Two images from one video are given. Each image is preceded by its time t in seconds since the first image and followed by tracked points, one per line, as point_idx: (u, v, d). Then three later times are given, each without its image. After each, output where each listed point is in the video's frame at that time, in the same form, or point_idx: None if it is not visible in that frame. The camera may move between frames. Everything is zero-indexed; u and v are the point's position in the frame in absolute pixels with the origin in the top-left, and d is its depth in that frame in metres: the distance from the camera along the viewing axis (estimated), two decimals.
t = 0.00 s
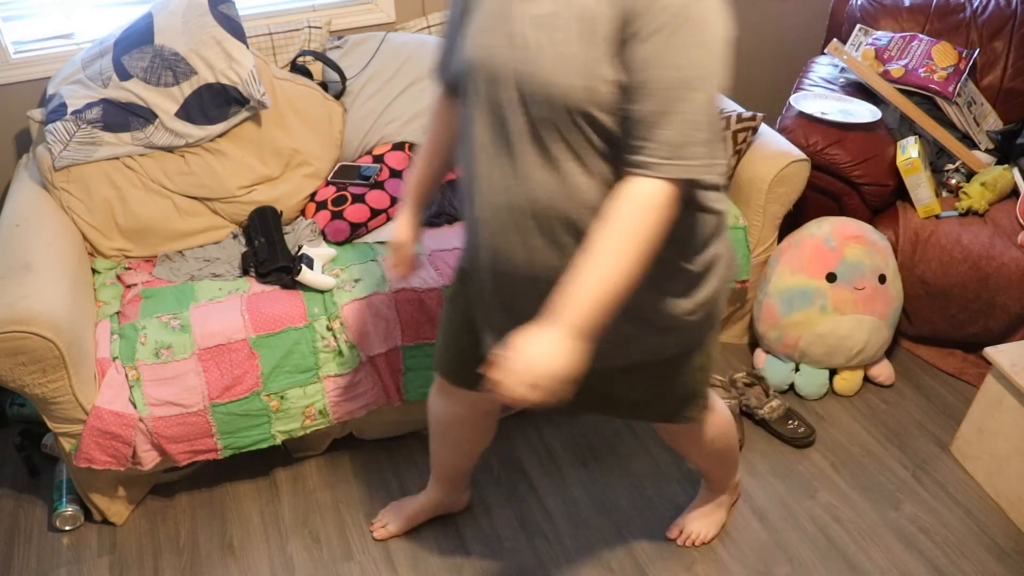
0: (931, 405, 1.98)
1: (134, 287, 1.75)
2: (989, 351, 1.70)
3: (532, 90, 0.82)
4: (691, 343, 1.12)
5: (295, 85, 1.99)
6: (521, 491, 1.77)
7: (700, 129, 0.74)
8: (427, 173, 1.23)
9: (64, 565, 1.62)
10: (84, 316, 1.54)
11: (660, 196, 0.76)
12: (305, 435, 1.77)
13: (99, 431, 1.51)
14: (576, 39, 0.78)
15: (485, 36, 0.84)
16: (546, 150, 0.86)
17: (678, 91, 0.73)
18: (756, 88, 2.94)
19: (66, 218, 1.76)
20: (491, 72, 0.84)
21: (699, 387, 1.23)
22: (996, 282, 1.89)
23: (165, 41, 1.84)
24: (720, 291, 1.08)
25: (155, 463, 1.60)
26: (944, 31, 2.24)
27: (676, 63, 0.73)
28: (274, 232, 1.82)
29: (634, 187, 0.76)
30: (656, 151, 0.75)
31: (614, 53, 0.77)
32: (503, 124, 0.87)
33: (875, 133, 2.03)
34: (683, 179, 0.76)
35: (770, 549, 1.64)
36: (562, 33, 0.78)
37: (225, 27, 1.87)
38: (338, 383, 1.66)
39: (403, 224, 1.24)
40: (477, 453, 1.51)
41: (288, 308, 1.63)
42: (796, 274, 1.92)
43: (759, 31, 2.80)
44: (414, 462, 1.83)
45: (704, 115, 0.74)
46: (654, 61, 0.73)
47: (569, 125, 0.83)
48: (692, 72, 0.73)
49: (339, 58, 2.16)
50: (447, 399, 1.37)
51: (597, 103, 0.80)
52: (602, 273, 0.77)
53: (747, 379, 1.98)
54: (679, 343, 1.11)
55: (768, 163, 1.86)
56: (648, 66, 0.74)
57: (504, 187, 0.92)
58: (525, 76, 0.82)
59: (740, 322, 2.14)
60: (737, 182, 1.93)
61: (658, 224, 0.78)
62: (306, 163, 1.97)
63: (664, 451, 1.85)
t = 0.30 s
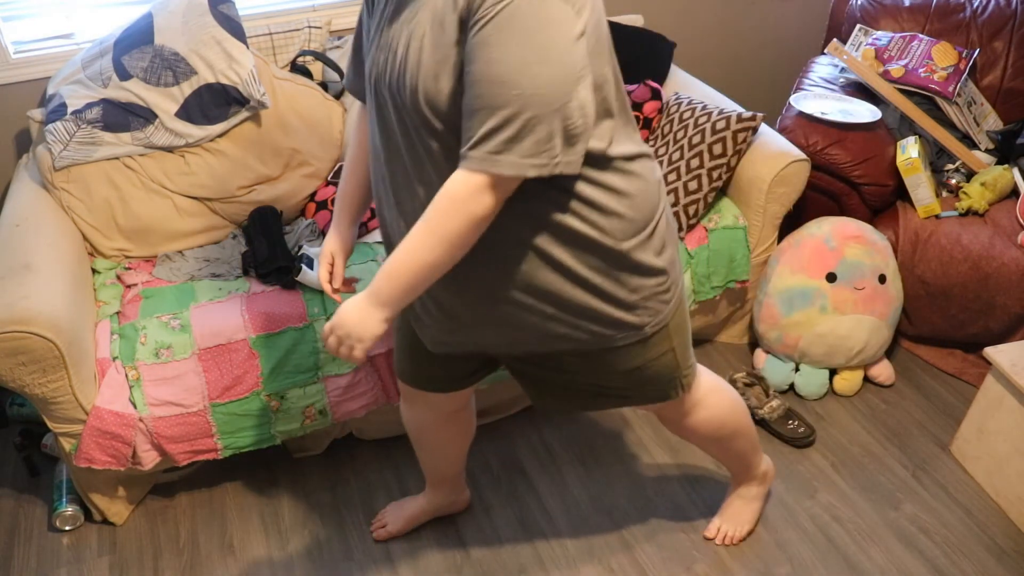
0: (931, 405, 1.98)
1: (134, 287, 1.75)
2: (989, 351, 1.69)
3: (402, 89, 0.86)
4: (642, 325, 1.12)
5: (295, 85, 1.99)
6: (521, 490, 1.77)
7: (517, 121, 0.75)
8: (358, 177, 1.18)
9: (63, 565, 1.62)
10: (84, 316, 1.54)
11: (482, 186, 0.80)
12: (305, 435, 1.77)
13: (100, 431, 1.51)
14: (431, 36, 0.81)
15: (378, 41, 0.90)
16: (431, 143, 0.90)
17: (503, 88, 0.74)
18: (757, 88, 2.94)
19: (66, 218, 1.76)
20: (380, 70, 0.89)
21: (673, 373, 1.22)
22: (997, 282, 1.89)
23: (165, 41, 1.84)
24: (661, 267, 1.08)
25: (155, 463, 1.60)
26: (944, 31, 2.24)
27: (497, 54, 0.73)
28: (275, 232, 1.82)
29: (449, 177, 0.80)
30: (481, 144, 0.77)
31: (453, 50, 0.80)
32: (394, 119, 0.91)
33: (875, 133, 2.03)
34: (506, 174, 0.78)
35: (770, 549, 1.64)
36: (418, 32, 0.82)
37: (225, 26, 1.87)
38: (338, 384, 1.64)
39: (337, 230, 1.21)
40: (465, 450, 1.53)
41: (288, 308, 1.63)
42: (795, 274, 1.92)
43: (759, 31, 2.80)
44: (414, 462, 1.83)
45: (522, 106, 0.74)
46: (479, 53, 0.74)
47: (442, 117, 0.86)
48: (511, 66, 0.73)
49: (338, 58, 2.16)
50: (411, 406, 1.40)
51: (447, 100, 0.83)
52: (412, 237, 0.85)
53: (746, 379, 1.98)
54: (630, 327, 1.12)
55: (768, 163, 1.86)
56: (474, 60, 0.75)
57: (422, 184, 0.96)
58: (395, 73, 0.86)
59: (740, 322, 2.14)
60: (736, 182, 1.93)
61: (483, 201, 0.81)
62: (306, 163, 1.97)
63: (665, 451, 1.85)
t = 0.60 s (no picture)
0: (931, 405, 1.98)
1: (133, 287, 1.75)
2: (989, 352, 1.69)
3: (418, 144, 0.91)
4: (639, 364, 1.17)
5: (295, 85, 1.99)
6: (521, 490, 1.77)
7: (512, 185, 0.80)
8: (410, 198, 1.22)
9: (63, 565, 1.62)
10: (84, 316, 1.54)
11: (485, 241, 0.86)
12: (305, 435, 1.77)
13: (100, 431, 1.51)
14: (438, 98, 0.86)
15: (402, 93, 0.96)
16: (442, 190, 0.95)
17: (499, 156, 0.79)
18: (757, 88, 2.94)
19: (66, 218, 1.76)
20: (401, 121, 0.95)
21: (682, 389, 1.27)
22: (996, 282, 1.89)
23: (165, 41, 1.84)
24: (659, 315, 1.12)
25: (155, 463, 1.60)
26: (944, 31, 2.24)
27: (493, 123, 0.78)
28: (274, 232, 1.82)
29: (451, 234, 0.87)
30: (480, 203, 0.82)
31: (457, 111, 0.85)
32: (413, 167, 0.97)
33: (875, 133, 2.03)
34: (504, 232, 0.83)
35: (770, 550, 1.64)
36: (429, 93, 0.87)
37: (225, 27, 1.87)
38: (338, 384, 1.63)
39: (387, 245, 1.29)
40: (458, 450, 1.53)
41: (288, 308, 1.64)
42: (796, 275, 1.92)
43: (759, 31, 2.80)
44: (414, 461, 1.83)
45: (517, 171, 0.79)
46: (477, 121, 0.79)
47: (452, 173, 0.91)
48: (505, 134, 0.78)
49: (338, 58, 2.16)
50: (387, 409, 1.40)
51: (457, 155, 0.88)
52: (405, 287, 0.95)
53: (746, 379, 2.02)
54: (631, 362, 1.17)
55: (767, 163, 1.86)
56: (473, 126, 0.80)
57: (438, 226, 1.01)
58: (411, 126, 0.91)
59: (740, 322, 2.14)
60: (736, 182, 1.93)
61: (478, 260, 0.88)
62: (305, 163, 1.97)
63: (664, 451, 1.85)
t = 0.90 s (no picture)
0: (931, 405, 1.98)
1: (134, 287, 1.75)
2: (989, 352, 1.69)
3: (381, 170, 0.92)
4: (629, 367, 1.18)
5: (295, 85, 1.99)
6: (521, 490, 1.77)
7: (456, 217, 0.80)
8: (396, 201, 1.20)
9: (63, 565, 1.62)
10: (84, 316, 1.54)
11: (440, 269, 0.86)
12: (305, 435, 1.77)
13: (100, 431, 1.51)
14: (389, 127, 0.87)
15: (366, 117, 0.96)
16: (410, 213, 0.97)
17: (439, 189, 0.79)
18: (756, 89, 2.94)
19: (66, 218, 1.76)
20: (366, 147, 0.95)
21: (679, 389, 1.27)
22: (996, 282, 1.89)
23: (165, 41, 1.84)
24: (645, 318, 1.11)
25: (155, 463, 1.60)
26: (944, 31, 2.24)
27: (434, 157, 0.78)
28: (274, 233, 1.82)
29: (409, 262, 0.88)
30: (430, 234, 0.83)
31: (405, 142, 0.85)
32: (378, 191, 0.98)
33: (875, 133, 2.03)
34: (455, 261, 0.84)
35: (770, 549, 1.64)
36: (382, 122, 0.88)
37: (224, 27, 1.88)
38: (338, 384, 1.64)
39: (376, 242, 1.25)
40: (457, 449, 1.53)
41: (288, 308, 1.63)
42: (795, 275, 1.92)
43: (759, 32, 2.80)
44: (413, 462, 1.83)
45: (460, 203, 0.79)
46: (420, 155, 0.80)
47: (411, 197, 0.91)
48: (445, 167, 0.78)
49: (339, 58, 2.16)
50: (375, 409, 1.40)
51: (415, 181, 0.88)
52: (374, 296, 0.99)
53: (746, 379, 2.02)
54: (619, 366, 1.17)
55: (768, 163, 1.86)
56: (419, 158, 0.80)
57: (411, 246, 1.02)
58: (374, 153, 0.92)
59: (740, 322, 2.14)
60: (736, 182, 1.93)
61: (439, 282, 0.89)
62: (306, 163, 1.97)
63: (664, 451, 1.85)
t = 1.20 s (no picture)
0: (931, 405, 1.98)
1: (134, 287, 1.75)
2: (989, 351, 1.69)
3: (335, 204, 0.95)
4: (595, 383, 1.19)
5: (295, 85, 1.99)
6: (521, 491, 1.77)
7: (399, 256, 0.84)
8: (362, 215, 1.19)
9: (63, 565, 1.63)
10: (84, 316, 1.54)
11: (388, 304, 0.90)
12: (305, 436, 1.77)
13: (100, 431, 1.51)
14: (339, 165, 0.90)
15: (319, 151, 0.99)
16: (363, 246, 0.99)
17: (383, 229, 0.82)
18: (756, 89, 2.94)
19: (66, 218, 1.76)
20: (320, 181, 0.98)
21: (655, 400, 1.27)
22: (996, 282, 1.89)
23: (165, 41, 1.84)
24: (605, 334, 1.12)
25: (155, 463, 1.60)
26: (944, 31, 2.24)
27: (377, 199, 0.82)
28: (275, 233, 1.83)
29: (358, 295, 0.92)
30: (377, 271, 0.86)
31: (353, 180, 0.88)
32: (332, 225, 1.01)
33: (875, 133, 2.03)
34: (400, 297, 0.87)
35: (770, 549, 1.64)
36: (333, 160, 0.91)
37: (225, 27, 1.88)
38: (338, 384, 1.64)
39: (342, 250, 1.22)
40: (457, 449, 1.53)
41: (288, 308, 1.63)
42: (795, 274, 1.92)
43: (759, 31, 2.80)
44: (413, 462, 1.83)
45: (403, 242, 0.83)
46: (364, 196, 0.83)
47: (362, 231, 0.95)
48: (388, 209, 0.81)
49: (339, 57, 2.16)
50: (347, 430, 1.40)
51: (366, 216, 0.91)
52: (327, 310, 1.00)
53: (747, 380, 1.98)
54: (585, 382, 1.18)
55: (768, 163, 1.86)
56: (363, 198, 0.83)
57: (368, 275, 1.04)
58: (327, 187, 0.95)
59: (740, 322, 2.14)
60: (736, 182, 1.93)
61: (391, 315, 0.93)
62: (306, 163, 1.97)
63: (665, 451, 1.85)
